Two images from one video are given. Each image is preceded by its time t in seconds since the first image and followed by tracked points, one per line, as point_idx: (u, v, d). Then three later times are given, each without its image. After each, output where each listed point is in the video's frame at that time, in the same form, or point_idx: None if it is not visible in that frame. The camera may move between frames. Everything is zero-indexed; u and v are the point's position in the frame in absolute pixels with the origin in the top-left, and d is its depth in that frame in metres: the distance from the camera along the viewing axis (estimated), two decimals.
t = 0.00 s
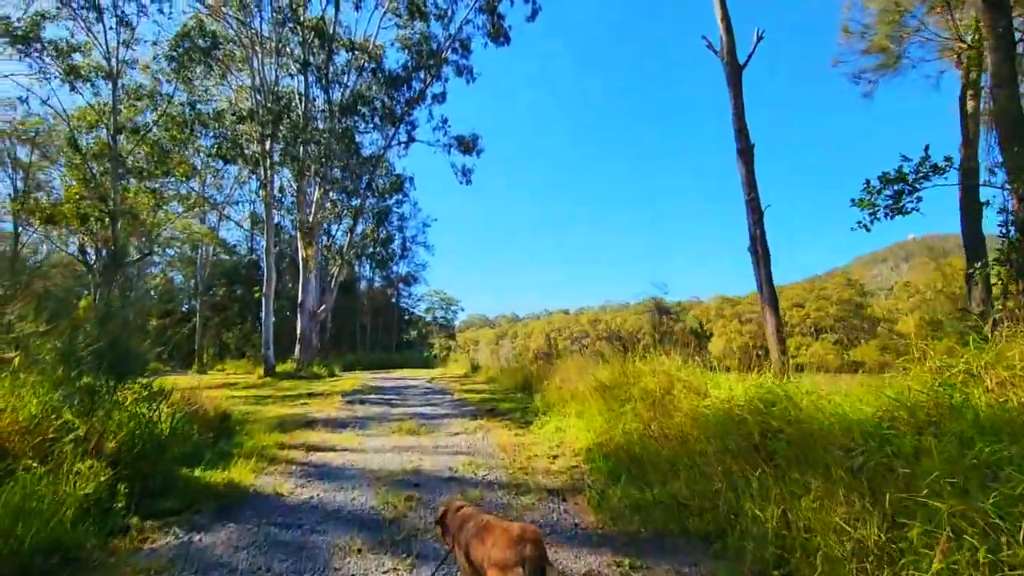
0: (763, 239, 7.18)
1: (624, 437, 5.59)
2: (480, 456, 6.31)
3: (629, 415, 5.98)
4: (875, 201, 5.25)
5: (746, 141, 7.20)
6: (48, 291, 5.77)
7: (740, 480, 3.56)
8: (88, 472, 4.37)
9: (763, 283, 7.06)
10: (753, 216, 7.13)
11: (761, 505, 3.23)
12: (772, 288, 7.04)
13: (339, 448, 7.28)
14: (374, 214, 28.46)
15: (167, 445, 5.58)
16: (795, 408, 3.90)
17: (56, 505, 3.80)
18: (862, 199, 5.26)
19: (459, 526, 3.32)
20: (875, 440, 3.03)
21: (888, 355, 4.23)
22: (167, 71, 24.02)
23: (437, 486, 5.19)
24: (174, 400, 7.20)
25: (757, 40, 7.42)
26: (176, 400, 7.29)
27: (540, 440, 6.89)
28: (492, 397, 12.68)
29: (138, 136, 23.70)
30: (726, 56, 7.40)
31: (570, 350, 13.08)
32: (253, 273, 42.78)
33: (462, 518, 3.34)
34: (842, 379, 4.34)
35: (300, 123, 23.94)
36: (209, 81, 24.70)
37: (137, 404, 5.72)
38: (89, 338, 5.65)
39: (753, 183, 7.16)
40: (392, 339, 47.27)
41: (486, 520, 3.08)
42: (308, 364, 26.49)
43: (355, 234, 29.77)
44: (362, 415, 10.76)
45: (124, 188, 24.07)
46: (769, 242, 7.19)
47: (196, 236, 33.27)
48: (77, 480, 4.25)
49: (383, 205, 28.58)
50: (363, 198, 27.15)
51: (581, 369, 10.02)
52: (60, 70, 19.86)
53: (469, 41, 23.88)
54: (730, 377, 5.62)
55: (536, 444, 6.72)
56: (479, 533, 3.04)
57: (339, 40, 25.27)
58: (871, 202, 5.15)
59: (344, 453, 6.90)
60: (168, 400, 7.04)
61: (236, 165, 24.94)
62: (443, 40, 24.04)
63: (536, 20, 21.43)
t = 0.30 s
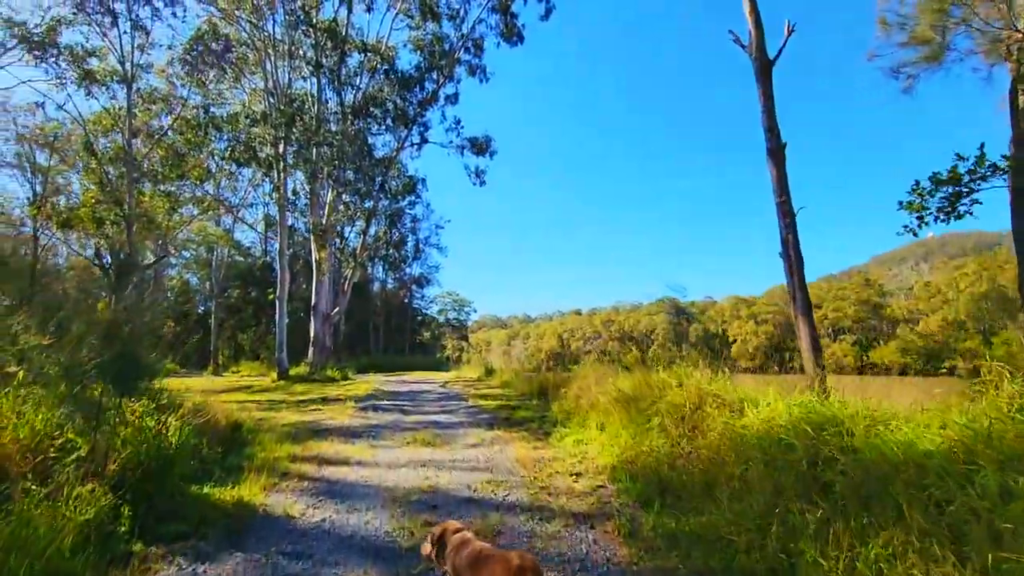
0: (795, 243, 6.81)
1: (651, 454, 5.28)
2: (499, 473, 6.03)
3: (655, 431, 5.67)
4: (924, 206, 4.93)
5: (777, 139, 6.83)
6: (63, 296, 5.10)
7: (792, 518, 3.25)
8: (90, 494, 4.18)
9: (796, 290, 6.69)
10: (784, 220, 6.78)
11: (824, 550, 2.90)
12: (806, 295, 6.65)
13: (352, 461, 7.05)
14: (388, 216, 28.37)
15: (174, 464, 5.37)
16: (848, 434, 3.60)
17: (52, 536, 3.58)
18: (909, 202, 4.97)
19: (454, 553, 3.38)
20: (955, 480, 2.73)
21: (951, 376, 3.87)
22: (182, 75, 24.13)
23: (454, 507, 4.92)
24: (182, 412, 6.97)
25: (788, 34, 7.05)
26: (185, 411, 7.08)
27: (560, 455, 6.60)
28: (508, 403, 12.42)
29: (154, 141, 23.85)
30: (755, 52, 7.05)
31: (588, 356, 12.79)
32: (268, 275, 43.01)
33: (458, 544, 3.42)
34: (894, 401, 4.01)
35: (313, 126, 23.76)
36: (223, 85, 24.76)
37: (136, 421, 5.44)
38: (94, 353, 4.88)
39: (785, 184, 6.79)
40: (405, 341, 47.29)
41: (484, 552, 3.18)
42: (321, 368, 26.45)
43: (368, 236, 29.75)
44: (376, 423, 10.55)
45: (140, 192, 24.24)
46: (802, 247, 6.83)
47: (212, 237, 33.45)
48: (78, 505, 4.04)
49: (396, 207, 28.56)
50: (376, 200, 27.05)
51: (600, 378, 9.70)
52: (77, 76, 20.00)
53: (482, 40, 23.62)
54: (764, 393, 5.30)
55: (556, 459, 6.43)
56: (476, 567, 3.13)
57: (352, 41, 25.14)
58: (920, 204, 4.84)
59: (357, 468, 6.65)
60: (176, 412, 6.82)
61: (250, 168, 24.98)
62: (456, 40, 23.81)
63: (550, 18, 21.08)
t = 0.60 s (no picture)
0: (822, 252, 6.47)
1: (673, 479, 4.98)
2: (510, 494, 5.73)
3: (675, 454, 5.37)
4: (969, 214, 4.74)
5: (803, 142, 6.50)
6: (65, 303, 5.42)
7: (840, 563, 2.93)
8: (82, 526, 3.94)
9: (823, 299, 6.33)
10: (809, 227, 6.45)
11: None
12: (834, 305, 6.28)
13: (358, 479, 6.78)
14: (395, 218, 28.32)
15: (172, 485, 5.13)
16: (898, 471, 3.32)
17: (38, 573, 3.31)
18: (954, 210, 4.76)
19: None
20: None
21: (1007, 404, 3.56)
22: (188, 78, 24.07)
23: (465, 536, 4.63)
24: (182, 428, 6.79)
25: (813, 31, 6.72)
26: (183, 428, 6.86)
27: (575, 474, 6.29)
28: (517, 412, 12.14)
29: (161, 142, 23.76)
30: (778, 51, 6.73)
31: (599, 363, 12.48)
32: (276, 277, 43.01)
33: None
34: (945, 432, 3.72)
35: (320, 128, 23.56)
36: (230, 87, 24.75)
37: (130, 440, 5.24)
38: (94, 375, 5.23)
39: (810, 189, 6.45)
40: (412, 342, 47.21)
41: None
42: (328, 372, 26.30)
43: (375, 239, 29.68)
44: (383, 433, 10.29)
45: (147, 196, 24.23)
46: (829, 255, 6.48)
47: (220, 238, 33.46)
48: (69, 538, 3.79)
49: (403, 210, 28.49)
50: (383, 202, 26.88)
51: (614, 390, 9.36)
52: (83, 79, 19.96)
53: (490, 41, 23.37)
54: (793, 416, 5.00)
55: (571, 480, 6.13)
56: None
57: (358, 43, 25.01)
58: (965, 211, 4.68)
59: (363, 486, 6.39)
60: (176, 428, 6.61)
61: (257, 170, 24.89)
62: (463, 41, 23.62)
63: (558, 18, 20.82)
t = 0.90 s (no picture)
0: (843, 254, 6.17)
1: (692, 496, 4.69)
2: (517, 509, 5.45)
3: (692, 469, 5.09)
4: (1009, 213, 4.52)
5: (822, 139, 6.21)
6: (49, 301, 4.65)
7: None
8: (59, 550, 3.68)
9: (845, 303, 6.04)
10: (830, 227, 6.16)
11: None
12: (856, 309, 5.99)
13: (358, 491, 6.50)
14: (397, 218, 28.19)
15: (160, 502, 4.85)
16: (948, 496, 3.03)
17: None
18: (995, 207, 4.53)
19: None
20: None
21: None
22: (189, 77, 23.84)
23: (470, 558, 4.34)
24: (175, 439, 6.49)
25: (833, 23, 6.44)
26: (178, 437, 6.59)
27: (584, 487, 6.01)
28: (521, 417, 11.87)
29: (162, 142, 23.52)
30: (796, 44, 6.45)
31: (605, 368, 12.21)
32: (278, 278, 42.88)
33: None
34: (992, 450, 3.43)
35: (321, 127, 23.30)
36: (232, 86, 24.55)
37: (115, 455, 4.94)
38: (75, 389, 4.68)
39: (831, 188, 6.17)
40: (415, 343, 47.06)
41: None
42: (330, 374, 26.06)
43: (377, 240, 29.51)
44: (385, 440, 10.01)
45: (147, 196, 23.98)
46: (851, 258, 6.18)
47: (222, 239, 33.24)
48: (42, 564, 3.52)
49: (406, 210, 28.38)
50: (385, 202, 26.63)
51: (624, 396, 9.08)
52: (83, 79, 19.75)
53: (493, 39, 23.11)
54: (817, 429, 4.72)
55: (580, 493, 5.85)
56: None
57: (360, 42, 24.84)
58: (1006, 210, 4.49)
59: (362, 499, 6.12)
60: (170, 438, 6.34)
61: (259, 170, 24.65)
62: (466, 40, 23.36)
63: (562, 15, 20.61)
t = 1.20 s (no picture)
0: (868, 258, 5.86)
1: (713, 517, 4.43)
2: (525, 528, 5.14)
3: (712, 486, 4.82)
4: None
5: (845, 137, 5.92)
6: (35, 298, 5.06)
7: None
8: None
9: (871, 310, 5.75)
10: (853, 229, 5.86)
11: None
12: (882, 316, 5.69)
13: (358, 505, 6.21)
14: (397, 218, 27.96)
15: (144, 524, 4.54)
16: (1013, 530, 2.71)
17: None
18: None
19: None
20: None
21: None
22: (186, 75, 23.55)
23: None
24: (165, 450, 6.19)
25: (856, 15, 6.15)
26: (168, 449, 6.29)
27: (595, 503, 5.71)
28: (525, 422, 11.57)
29: (159, 140, 23.03)
30: (817, 37, 6.16)
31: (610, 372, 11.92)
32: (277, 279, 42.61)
33: None
34: None
35: (319, 126, 23.02)
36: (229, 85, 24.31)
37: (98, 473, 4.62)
38: (53, 402, 4.62)
39: (854, 188, 5.88)
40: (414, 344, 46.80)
41: None
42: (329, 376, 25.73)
43: (377, 240, 29.28)
44: (385, 448, 9.72)
45: (144, 196, 23.67)
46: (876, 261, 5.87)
47: (220, 239, 32.96)
48: None
49: (406, 210, 28.16)
50: (385, 202, 26.34)
51: (633, 404, 8.79)
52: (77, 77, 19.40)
53: (494, 37, 22.86)
54: (848, 447, 4.43)
55: (592, 510, 5.53)
56: None
57: (360, 41, 24.56)
58: None
59: (362, 516, 5.80)
60: (159, 451, 6.04)
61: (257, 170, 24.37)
62: (467, 38, 23.09)
63: (565, 13, 20.35)
